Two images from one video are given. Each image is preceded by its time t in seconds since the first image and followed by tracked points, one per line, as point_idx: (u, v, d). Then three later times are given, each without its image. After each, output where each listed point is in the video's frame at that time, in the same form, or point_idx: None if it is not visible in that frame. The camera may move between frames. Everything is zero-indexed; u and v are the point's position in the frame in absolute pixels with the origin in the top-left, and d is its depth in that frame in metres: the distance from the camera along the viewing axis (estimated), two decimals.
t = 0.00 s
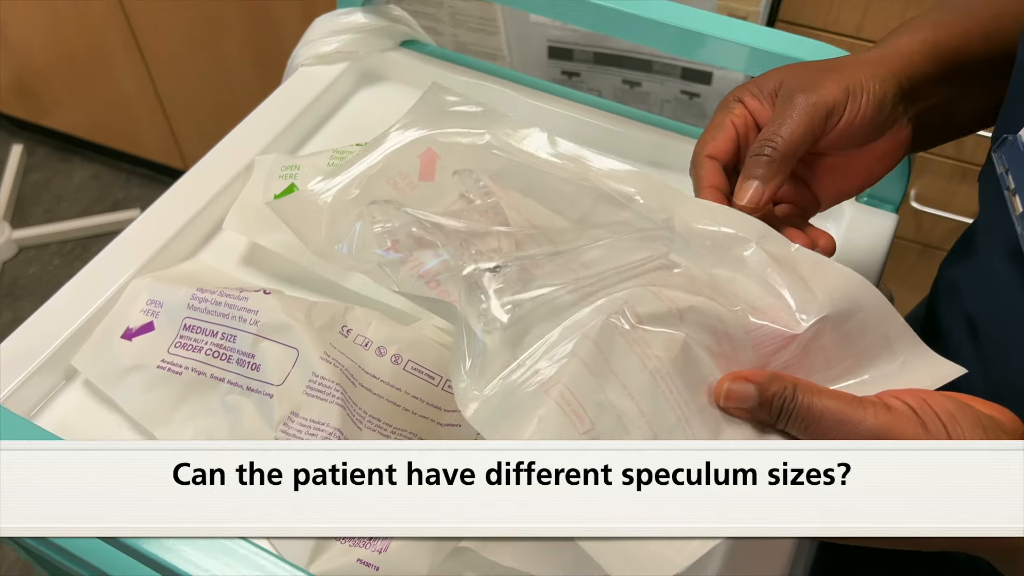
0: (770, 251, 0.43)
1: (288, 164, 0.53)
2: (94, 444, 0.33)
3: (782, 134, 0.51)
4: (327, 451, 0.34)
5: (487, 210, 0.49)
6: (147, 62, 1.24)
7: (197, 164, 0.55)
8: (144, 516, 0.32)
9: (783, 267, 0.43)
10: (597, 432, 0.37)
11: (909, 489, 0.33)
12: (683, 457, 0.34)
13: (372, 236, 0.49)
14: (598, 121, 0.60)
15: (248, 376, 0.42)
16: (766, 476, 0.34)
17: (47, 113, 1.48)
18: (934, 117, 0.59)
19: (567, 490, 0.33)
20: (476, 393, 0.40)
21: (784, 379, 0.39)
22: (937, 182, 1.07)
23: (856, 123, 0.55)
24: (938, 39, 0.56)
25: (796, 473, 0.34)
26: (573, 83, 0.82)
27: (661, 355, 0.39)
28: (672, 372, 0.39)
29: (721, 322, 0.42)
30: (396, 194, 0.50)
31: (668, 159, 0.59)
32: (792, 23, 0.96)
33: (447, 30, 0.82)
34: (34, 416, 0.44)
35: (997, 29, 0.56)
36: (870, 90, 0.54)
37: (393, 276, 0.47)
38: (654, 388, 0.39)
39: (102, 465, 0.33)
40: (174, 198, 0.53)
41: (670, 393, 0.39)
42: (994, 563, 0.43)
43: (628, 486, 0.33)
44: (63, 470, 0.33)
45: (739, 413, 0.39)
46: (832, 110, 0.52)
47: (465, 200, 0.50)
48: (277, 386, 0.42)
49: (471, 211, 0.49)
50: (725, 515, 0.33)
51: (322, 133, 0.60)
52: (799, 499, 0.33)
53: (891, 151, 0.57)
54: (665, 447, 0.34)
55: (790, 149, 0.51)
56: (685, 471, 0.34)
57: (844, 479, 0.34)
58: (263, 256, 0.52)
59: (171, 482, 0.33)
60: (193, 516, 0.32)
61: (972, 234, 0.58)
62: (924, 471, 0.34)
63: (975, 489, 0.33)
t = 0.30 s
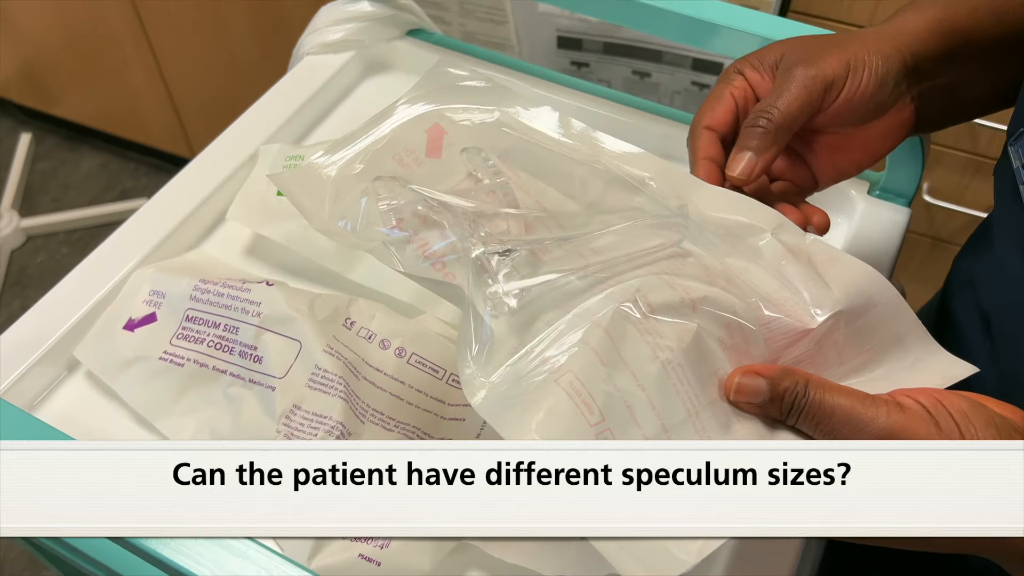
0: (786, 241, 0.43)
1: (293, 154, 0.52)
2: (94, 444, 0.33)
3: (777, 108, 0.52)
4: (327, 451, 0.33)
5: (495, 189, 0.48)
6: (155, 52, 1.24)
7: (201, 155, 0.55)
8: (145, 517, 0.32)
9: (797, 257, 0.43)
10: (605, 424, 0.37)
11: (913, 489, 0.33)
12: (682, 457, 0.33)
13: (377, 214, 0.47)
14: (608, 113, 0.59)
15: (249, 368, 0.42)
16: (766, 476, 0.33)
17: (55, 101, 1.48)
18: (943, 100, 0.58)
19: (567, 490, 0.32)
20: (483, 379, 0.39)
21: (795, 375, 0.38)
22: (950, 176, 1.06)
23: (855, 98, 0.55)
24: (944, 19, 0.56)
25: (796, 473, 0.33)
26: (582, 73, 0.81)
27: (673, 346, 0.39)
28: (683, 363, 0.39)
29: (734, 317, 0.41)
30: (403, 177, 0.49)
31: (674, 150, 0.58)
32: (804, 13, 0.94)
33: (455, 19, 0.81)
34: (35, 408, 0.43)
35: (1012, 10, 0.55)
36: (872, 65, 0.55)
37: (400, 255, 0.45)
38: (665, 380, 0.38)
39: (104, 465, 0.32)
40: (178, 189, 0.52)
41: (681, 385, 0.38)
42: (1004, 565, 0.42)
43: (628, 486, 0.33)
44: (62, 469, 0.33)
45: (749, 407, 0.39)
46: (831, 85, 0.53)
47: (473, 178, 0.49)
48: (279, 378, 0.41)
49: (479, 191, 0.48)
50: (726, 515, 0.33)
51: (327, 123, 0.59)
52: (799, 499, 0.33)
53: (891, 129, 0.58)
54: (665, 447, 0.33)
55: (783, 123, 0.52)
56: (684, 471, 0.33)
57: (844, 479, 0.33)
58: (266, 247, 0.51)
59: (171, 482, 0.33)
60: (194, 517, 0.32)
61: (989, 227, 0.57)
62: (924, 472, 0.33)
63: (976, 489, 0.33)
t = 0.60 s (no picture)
0: (806, 240, 0.43)
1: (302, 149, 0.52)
2: (95, 444, 0.33)
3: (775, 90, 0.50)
4: (327, 451, 0.34)
5: (514, 171, 0.47)
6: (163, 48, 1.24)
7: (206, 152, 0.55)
8: (145, 516, 0.32)
9: (817, 256, 0.42)
10: (621, 417, 0.36)
11: (913, 489, 0.33)
12: (682, 457, 0.33)
13: (393, 192, 0.46)
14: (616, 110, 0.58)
15: (255, 364, 0.42)
16: (766, 476, 0.33)
17: (63, 96, 1.48)
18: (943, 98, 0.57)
19: (566, 490, 0.32)
20: (497, 366, 0.39)
21: (810, 374, 0.39)
22: (959, 174, 1.05)
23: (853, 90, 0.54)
24: (943, 13, 0.55)
25: (796, 473, 0.33)
26: (588, 70, 0.81)
27: (690, 340, 0.38)
28: (699, 358, 0.38)
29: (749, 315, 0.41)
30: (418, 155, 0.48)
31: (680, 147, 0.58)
32: (813, 10, 0.94)
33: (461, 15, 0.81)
34: (40, 403, 0.44)
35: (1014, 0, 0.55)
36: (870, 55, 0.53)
37: (415, 234, 0.44)
38: (681, 374, 0.38)
39: (104, 465, 0.33)
40: (183, 186, 0.53)
41: (698, 381, 0.38)
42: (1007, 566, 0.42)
43: (628, 486, 0.33)
44: (63, 469, 0.33)
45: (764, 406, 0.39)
46: (830, 73, 0.52)
47: (491, 158, 0.48)
48: (284, 374, 0.41)
49: (496, 171, 0.47)
50: (726, 516, 0.33)
51: (332, 120, 0.59)
52: (799, 499, 0.33)
53: (888, 125, 0.56)
54: (664, 447, 0.33)
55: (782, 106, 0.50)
56: (684, 471, 0.33)
57: (844, 479, 0.33)
58: (271, 243, 0.51)
59: (171, 482, 0.33)
60: (193, 516, 0.32)
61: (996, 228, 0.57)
62: (926, 471, 0.33)
63: (977, 489, 0.33)
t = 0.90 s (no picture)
0: (815, 247, 0.43)
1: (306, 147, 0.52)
2: (96, 444, 0.33)
3: (775, 98, 0.50)
4: (327, 452, 0.34)
5: (518, 166, 0.46)
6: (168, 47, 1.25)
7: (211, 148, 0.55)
8: (146, 516, 0.32)
9: (828, 263, 0.42)
10: (655, 400, 0.36)
11: (911, 489, 0.32)
12: (682, 457, 0.33)
13: (393, 176, 0.46)
14: (621, 108, 0.58)
15: (260, 359, 0.42)
16: (767, 476, 0.33)
17: (69, 94, 1.49)
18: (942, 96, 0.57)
19: (566, 490, 0.32)
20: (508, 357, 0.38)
21: (833, 377, 0.39)
22: (965, 173, 1.05)
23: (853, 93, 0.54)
24: (941, 13, 0.55)
25: (796, 473, 0.33)
26: (593, 68, 0.81)
27: (716, 335, 0.38)
28: (723, 353, 0.38)
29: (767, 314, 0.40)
30: (421, 146, 0.47)
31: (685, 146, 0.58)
32: (818, 8, 0.94)
33: (466, 12, 0.81)
34: (46, 397, 0.44)
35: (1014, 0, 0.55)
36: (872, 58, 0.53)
37: (418, 219, 0.43)
38: (708, 368, 0.38)
39: (103, 465, 0.33)
40: (187, 182, 0.53)
41: (723, 376, 0.38)
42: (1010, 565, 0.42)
43: (628, 486, 0.32)
44: (63, 469, 0.33)
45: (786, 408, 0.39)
46: (830, 76, 0.52)
47: (494, 154, 0.47)
48: (288, 369, 0.41)
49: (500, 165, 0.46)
50: (725, 515, 0.32)
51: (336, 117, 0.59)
52: (799, 499, 0.33)
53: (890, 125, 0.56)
54: (663, 447, 0.33)
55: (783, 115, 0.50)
56: (684, 471, 0.33)
57: (844, 479, 0.33)
58: (277, 240, 0.52)
59: (171, 482, 0.33)
60: (192, 516, 0.32)
61: (1002, 232, 0.56)
62: (927, 472, 0.33)
63: (977, 489, 0.33)
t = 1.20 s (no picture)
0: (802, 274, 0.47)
1: (310, 149, 0.53)
2: (88, 446, 0.33)
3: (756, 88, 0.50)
4: (327, 452, 0.34)
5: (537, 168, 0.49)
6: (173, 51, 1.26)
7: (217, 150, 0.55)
8: (145, 516, 0.33)
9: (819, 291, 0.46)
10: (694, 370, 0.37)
11: (913, 489, 0.32)
12: (682, 457, 0.34)
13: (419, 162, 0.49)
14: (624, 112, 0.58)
15: (266, 359, 0.42)
16: (767, 476, 0.33)
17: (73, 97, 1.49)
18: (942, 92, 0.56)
19: (567, 490, 0.33)
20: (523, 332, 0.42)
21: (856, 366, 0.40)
22: (966, 177, 1.05)
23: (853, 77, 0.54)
24: (942, 10, 0.54)
25: (796, 473, 0.33)
26: (596, 71, 0.83)
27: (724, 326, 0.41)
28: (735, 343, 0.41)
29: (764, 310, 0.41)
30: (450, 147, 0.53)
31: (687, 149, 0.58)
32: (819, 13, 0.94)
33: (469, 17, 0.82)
34: (55, 396, 0.44)
35: None
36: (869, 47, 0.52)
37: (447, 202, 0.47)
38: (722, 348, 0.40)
39: (102, 466, 0.33)
40: (192, 184, 0.53)
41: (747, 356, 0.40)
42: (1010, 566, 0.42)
43: (628, 486, 0.33)
44: (61, 469, 0.33)
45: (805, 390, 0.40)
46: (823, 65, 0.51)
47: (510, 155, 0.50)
48: (294, 369, 0.42)
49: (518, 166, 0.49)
50: (726, 516, 0.33)
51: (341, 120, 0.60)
52: (799, 499, 0.33)
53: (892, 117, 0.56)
54: (662, 448, 0.34)
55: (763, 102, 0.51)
56: (684, 471, 0.33)
57: (844, 479, 0.33)
58: (283, 241, 0.52)
59: (171, 482, 0.33)
60: (195, 516, 0.33)
61: (1001, 238, 0.57)
62: (927, 471, 0.33)
63: (977, 489, 0.33)
